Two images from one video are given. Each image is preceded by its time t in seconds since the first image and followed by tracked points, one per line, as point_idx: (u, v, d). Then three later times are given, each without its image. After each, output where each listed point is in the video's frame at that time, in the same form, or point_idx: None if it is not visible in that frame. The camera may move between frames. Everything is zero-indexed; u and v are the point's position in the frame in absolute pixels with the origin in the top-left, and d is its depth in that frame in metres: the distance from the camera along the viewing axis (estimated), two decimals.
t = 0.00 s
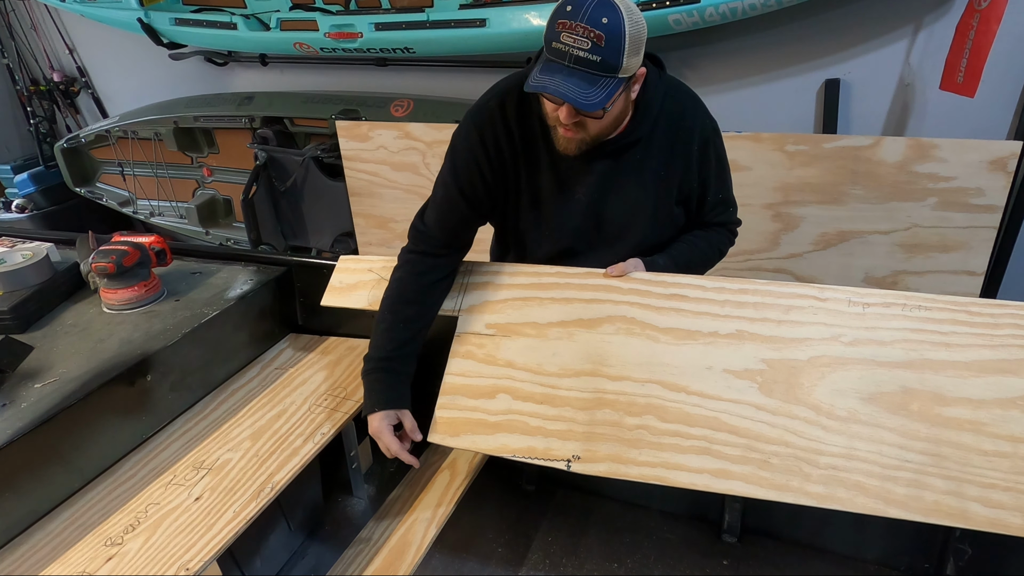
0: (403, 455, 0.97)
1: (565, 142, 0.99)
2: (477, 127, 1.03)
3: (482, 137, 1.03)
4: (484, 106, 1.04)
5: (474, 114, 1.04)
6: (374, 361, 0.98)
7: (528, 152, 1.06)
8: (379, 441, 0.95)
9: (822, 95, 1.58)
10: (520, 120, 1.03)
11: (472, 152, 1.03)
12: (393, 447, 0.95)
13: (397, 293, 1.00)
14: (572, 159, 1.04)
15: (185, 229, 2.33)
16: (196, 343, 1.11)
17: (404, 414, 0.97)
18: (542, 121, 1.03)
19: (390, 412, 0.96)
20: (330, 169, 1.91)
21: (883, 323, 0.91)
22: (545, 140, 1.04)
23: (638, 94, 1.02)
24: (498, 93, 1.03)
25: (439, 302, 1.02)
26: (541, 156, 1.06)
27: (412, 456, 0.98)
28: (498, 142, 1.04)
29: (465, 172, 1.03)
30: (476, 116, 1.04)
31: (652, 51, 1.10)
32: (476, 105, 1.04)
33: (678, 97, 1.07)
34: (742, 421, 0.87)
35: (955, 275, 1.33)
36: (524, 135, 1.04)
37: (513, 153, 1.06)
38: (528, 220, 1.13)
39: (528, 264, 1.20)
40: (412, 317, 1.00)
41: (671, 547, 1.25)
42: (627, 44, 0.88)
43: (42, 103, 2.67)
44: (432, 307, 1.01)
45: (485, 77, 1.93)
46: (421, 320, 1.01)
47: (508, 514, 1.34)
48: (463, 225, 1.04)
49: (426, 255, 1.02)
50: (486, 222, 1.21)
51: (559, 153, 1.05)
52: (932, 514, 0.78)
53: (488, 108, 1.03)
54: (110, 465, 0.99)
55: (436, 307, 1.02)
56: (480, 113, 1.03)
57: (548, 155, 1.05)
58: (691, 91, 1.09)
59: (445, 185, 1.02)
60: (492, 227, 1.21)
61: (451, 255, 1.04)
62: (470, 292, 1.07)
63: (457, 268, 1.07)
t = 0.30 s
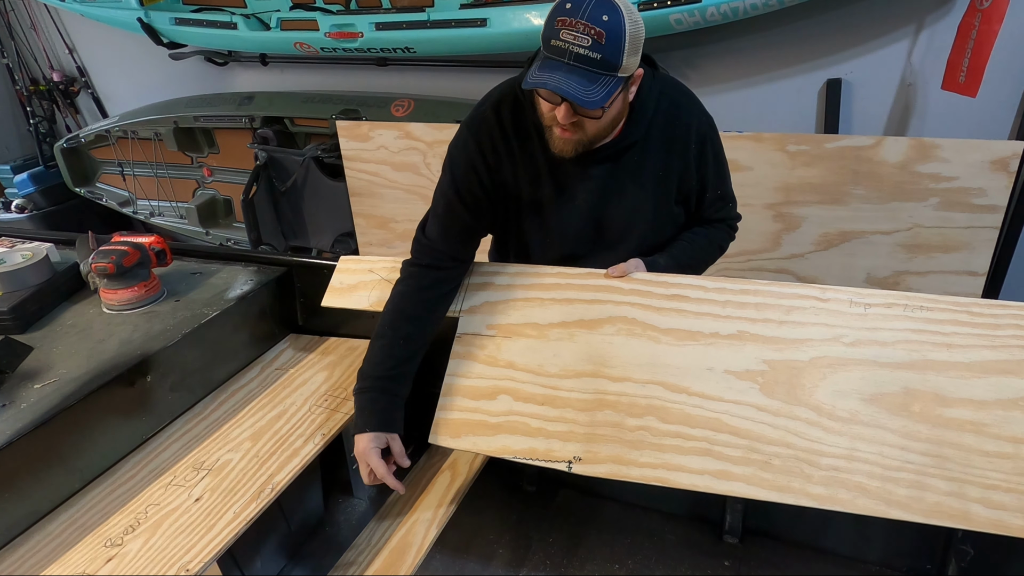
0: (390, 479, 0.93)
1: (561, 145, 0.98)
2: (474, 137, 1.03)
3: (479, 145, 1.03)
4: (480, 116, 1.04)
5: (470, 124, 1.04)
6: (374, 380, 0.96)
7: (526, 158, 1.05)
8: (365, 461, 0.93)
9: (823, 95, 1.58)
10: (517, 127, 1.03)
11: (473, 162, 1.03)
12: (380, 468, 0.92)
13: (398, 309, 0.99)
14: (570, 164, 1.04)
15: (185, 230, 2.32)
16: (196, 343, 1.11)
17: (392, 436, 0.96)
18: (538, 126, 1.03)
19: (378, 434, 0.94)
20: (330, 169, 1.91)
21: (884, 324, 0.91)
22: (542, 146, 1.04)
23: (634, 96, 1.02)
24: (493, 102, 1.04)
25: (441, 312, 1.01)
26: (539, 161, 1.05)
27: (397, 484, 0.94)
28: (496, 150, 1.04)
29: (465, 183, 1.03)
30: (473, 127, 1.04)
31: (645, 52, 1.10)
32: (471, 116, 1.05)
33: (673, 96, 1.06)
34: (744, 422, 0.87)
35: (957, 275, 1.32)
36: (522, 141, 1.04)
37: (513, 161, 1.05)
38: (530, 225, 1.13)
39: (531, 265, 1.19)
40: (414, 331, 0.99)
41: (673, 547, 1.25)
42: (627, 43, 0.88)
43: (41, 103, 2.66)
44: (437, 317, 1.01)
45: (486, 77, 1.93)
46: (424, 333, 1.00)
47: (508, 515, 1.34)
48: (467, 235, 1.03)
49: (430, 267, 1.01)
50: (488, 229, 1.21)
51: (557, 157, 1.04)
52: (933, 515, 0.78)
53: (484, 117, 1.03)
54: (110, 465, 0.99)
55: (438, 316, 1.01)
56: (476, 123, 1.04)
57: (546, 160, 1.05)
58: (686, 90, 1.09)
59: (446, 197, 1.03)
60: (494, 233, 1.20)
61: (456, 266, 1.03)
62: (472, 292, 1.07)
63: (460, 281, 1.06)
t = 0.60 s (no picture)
0: (403, 462, 0.97)
1: (567, 145, 0.97)
2: (474, 137, 1.03)
3: (479, 146, 1.02)
4: (481, 115, 1.03)
5: (470, 123, 1.03)
6: (362, 374, 0.97)
7: (527, 158, 1.05)
8: (377, 452, 0.95)
9: (825, 94, 1.58)
10: (517, 127, 1.03)
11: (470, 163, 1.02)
12: (392, 456, 0.95)
13: (384, 302, 0.99)
14: (573, 164, 1.04)
15: (185, 230, 2.32)
16: (196, 344, 1.11)
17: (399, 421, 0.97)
18: (540, 127, 1.02)
19: (386, 422, 0.96)
20: (330, 169, 1.90)
21: (886, 324, 0.91)
22: (544, 146, 1.03)
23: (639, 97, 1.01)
24: (494, 102, 1.03)
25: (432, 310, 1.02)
26: (540, 161, 1.05)
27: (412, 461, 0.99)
28: (496, 151, 1.04)
29: (460, 183, 1.02)
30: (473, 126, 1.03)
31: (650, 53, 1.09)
32: (472, 116, 1.04)
33: (677, 97, 1.06)
34: (745, 423, 0.87)
35: (959, 275, 1.32)
36: (523, 142, 1.04)
37: (512, 161, 1.05)
38: (530, 226, 1.13)
39: (530, 265, 1.19)
40: (404, 326, 1.00)
41: (674, 548, 1.25)
42: (635, 44, 0.88)
43: (41, 103, 2.66)
44: (424, 314, 1.01)
45: (486, 77, 1.93)
46: (413, 328, 1.00)
47: (509, 516, 1.33)
48: (457, 235, 1.03)
49: (417, 265, 1.02)
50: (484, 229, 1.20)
51: (560, 158, 1.04)
52: (935, 516, 0.77)
53: (485, 116, 1.03)
54: (110, 466, 0.99)
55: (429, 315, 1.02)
56: (476, 123, 1.03)
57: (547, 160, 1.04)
58: (691, 91, 1.09)
59: (438, 196, 1.01)
60: (490, 234, 1.20)
61: (445, 264, 1.04)
62: (473, 292, 1.07)
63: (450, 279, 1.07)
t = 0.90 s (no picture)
0: (409, 465, 0.95)
1: (567, 147, 0.97)
2: (474, 137, 1.02)
3: (479, 146, 1.02)
4: (481, 115, 1.03)
5: (469, 123, 1.03)
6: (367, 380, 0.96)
7: (527, 158, 1.05)
8: (384, 455, 0.93)
9: (826, 94, 1.58)
10: (517, 127, 1.03)
11: (470, 164, 1.02)
12: (399, 460, 0.93)
13: (388, 305, 0.99)
14: (573, 164, 1.04)
15: (185, 230, 2.32)
16: (196, 344, 1.10)
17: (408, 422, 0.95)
18: (540, 127, 1.02)
19: (395, 425, 0.94)
20: (331, 169, 1.89)
21: (887, 325, 0.91)
22: (544, 146, 1.03)
23: (640, 97, 1.01)
24: (493, 102, 1.03)
25: (434, 310, 1.02)
26: (540, 161, 1.05)
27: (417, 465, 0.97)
28: (496, 151, 1.03)
29: (460, 183, 1.02)
30: (473, 126, 1.03)
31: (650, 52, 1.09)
32: (471, 116, 1.04)
33: (677, 96, 1.06)
34: (746, 424, 0.87)
35: (961, 275, 1.32)
36: (523, 142, 1.04)
37: (512, 161, 1.05)
38: (530, 226, 1.12)
39: (530, 266, 1.18)
40: (408, 329, 0.99)
41: (675, 549, 1.24)
42: (631, 42, 0.88)
43: (41, 103, 2.66)
44: (429, 316, 1.01)
45: (487, 77, 1.92)
46: (417, 331, 1.00)
47: (509, 517, 1.33)
48: (456, 235, 1.03)
49: (417, 266, 1.02)
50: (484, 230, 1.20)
51: (560, 158, 1.04)
52: (937, 517, 0.77)
53: (484, 116, 1.03)
54: (110, 467, 0.99)
55: (432, 317, 1.02)
56: (476, 123, 1.03)
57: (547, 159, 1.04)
58: (692, 91, 1.09)
59: (438, 197, 1.02)
60: (490, 234, 1.19)
61: (445, 265, 1.04)
62: (473, 293, 1.07)
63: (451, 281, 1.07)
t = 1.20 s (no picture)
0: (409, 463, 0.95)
1: (571, 145, 0.97)
2: (474, 136, 1.03)
3: (479, 144, 1.02)
4: (481, 114, 1.03)
5: (470, 122, 1.03)
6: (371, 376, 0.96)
7: (528, 157, 1.04)
8: (386, 451, 0.92)
9: (828, 94, 1.57)
10: (517, 126, 1.02)
11: (470, 164, 1.02)
12: (400, 458, 0.93)
13: (391, 304, 0.99)
14: (574, 163, 1.03)
15: (185, 230, 2.31)
16: (196, 345, 1.10)
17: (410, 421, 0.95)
18: (540, 125, 1.02)
19: (397, 422, 0.94)
20: (331, 169, 1.89)
21: (890, 325, 0.90)
22: (544, 145, 1.03)
23: (639, 95, 1.01)
24: (493, 101, 1.03)
25: (437, 311, 1.02)
26: (541, 160, 1.04)
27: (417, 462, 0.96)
28: (497, 150, 1.03)
29: (461, 182, 1.02)
30: (473, 125, 1.03)
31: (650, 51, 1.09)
32: (472, 115, 1.04)
33: (677, 95, 1.06)
34: (748, 424, 0.86)
35: (963, 275, 1.32)
36: (524, 141, 1.03)
37: (512, 160, 1.04)
38: (530, 225, 1.12)
39: (531, 266, 1.18)
40: (411, 328, 0.99)
41: (677, 550, 1.24)
42: (624, 36, 0.87)
43: (41, 103, 2.66)
44: (432, 316, 1.01)
45: (488, 77, 1.92)
46: (419, 330, 1.00)
47: (510, 517, 1.33)
48: (457, 235, 1.02)
49: (419, 265, 1.02)
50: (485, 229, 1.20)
51: (560, 157, 1.03)
52: (939, 518, 0.77)
53: (484, 115, 1.03)
54: (110, 468, 0.98)
55: (436, 318, 1.02)
56: (476, 122, 1.03)
57: (548, 158, 1.03)
58: (691, 90, 1.08)
59: (439, 196, 1.02)
60: (490, 234, 1.19)
61: (447, 265, 1.04)
62: (473, 293, 1.07)
63: (454, 281, 1.07)
